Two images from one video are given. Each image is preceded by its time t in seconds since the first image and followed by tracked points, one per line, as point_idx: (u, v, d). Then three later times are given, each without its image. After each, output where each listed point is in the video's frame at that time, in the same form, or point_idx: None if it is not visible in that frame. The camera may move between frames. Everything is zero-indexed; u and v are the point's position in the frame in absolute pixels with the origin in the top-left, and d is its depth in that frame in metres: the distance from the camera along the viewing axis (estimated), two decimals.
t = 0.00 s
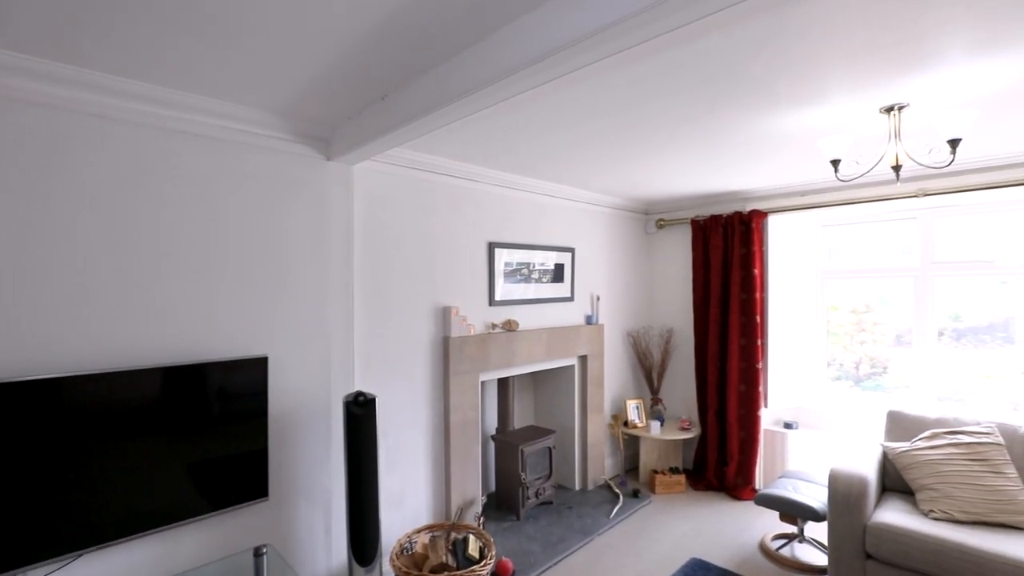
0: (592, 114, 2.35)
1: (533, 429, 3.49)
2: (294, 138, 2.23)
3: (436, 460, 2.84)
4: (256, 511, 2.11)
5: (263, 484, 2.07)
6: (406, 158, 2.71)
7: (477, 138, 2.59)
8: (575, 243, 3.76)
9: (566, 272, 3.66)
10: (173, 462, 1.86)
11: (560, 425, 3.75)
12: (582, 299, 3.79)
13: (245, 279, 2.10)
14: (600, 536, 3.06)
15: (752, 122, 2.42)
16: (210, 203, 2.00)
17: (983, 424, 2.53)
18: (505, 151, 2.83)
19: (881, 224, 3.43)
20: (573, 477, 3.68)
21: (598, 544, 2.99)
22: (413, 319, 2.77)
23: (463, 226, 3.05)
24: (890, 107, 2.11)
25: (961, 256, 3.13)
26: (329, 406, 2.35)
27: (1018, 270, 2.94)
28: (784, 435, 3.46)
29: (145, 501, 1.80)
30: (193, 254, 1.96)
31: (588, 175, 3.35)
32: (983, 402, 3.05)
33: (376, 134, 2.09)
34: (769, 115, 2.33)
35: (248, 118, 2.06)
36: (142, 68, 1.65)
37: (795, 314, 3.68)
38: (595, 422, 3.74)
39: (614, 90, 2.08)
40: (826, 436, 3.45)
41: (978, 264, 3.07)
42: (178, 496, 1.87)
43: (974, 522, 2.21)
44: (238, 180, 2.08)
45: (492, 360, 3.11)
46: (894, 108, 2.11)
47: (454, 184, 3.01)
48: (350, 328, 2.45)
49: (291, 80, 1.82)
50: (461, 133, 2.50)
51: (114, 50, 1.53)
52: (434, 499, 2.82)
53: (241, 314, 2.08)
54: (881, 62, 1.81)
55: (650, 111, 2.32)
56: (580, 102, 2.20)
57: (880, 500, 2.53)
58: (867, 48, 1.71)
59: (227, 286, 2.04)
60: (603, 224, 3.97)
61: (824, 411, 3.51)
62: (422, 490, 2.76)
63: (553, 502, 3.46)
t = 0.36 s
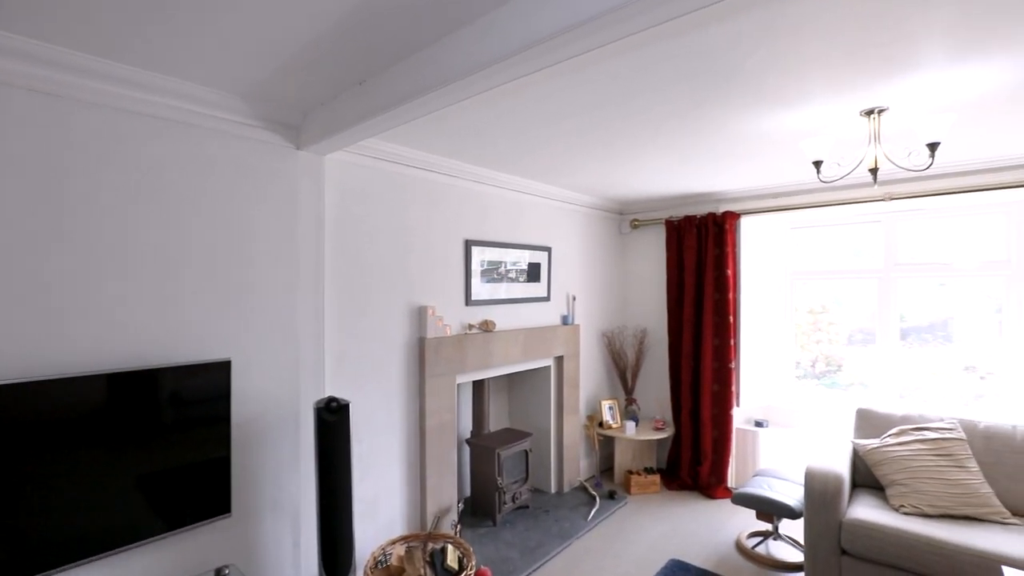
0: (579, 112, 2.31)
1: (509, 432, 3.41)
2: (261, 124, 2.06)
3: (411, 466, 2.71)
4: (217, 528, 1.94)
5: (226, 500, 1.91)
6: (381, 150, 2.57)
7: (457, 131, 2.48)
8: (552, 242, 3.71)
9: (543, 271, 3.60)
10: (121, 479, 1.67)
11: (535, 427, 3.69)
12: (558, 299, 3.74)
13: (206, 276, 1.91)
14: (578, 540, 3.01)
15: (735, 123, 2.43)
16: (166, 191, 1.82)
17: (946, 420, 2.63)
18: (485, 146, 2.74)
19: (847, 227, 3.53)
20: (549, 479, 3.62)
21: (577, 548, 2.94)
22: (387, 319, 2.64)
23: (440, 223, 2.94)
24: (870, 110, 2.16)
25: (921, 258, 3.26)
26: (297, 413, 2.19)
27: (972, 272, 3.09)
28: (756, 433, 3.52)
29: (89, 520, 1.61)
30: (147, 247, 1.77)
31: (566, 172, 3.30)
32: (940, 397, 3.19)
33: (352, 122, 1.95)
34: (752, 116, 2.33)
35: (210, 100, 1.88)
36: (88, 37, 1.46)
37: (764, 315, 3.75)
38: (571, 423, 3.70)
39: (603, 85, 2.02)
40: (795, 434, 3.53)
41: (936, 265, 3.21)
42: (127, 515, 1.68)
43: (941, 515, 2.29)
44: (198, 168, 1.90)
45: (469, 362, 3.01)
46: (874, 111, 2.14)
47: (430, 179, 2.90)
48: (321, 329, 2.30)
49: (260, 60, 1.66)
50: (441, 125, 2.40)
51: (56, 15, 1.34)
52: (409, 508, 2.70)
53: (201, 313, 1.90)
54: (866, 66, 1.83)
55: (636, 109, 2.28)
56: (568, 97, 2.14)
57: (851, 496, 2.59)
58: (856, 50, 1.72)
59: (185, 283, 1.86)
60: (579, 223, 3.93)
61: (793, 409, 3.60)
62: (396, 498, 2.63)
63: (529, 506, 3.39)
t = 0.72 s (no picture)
0: (564, 106, 2.25)
1: (486, 435, 3.31)
2: (224, 108, 1.88)
3: (385, 474, 2.58)
4: (174, 549, 1.76)
5: (184, 519, 1.74)
6: (354, 141, 2.44)
7: (435, 122, 2.37)
8: (528, 240, 3.63)
9: (519, 270, 3.52)
10: (63, 499, 1.49)
11: (511, 428, 3.61)
12: (535, 298, 3.67)
13: (160, 273, 1.73)
14: (558, 544, 2.95)
15: (717, 122, 2.42)
16: (114, 179, 1.63)
17: (913, 414, 2.71)
18: (463, 139, 2.63)
19: (815, 227, 3.62)
20: (526, 483, 3.55)
21: (558, 552, 2.87)
22: (360, 320, 2.50)
23: (415, 218, 2.81)
24: (851, 110, 2.16)
25: (885, 257, 3.37)
26: (264, 421, 2.02)
27: (933, 271, 3.21)
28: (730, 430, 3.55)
29: (29, 546, 1.43)
30: (91, 242, 1.58)
31: (544, 169, 3.23)
32: (903, 392, 3.30)
33: (324, 108, 1.80)
34: (735, 116, 2.32)
35: (166, 79, 1.70)
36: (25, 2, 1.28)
37: (737, 314, 3.80)
38: (548, 424, 3.63)
39: (591, 79, 1.96)
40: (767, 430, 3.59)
41: (899, 264, 3.32)
42: (73, 539, 1.51)
43: (914, 508, 2.35)
44: (151, 154, 1.71)
45: (446, 363, 2.90)
46: (855, 111, 2.15)
47: (406, 173, 2.77)
48: (290, 331, 2.14)
49: (225, 36, 1.51)
50: (419, 116, 2.28)
51: None
52: (384, 518, 2.57)
53: (155, 315, 1.72)
54: (852, 68, 1.84)
55: (620, 105, 2.23)
56: (554, 90, 2.06)
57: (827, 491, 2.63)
58: (845, 52, 1.72)
59: (138, 281, 1.68)
60: (555, 221, 3.88)
61: (765, 406, 3.67)
62: (370, 508, 2.50)
63: (507, 510, 3.31)
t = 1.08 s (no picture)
0: (550, 99, 2.18)
1: (464, 439, 3.21)
2: (183, 89, 1.70)
3: (360, 484, 2.44)
4: None
5: (140, 543, 1.56)
6: (326, 130, 2.29)
7: (415, 112, 2.25)
8: (506, 238, 3.55)
9: (497, 268, 3.43)
10: None
11: (489, 431, 3.51)
12: (513, 298, 3.59)
13: (110, 270, 1.55)
14: (539, 549, 2.87)
15: (702, 119, 2.40)
16: (57, 163, 1.44)
17: (885, 409, 2.78)
18: (443, 131, 2.52)
19: (787, 227, 3.69)
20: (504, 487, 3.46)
21: (540, 558, 2.79)
22: (333, 321, 2.35)
23: (391, 214, 2.68)
24: (834, 109, 2.18)
25: (854, 257, 3.47)
26: (229, 431, 1.86)
27: (899, 270, 3.32)
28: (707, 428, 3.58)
29: None
30: (29, 234, 1.39)
31: (524, 164, 3.16)
32: (871, 387, 3.40)
33: (297, 91, 1.66)
34: (720, 113, 2.31)
35: (118, 54, 1.51)
36: None
37: (713, 312, 3.83)
38: (527, 426, 3.56)
39: (581, 69, 1.89)
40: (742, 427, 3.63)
41: (867, 264, 3.42)
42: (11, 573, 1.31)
43: (890, 502, 2.40)
44: (99, 137, 1.53)
45: (423, 365, 2.78)
46: (838, 110, 2.17)
47: (381, 166, 2.64)
48: (258, 332, 1.98)
49: (187, 7, 1.35)
50: (398, 104, 2.16)
51: None
52: (359, 530, 2.42)
53: (104, 317, 1.54)
54: (840, 67, 1.84)
55: (607, 98, 2.18)
56: (542, 80, 1.99)
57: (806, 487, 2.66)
58: (837, 49, 1.71)
59: (85, 279, 1.50)
60: (533, 219, 3.81)
61: (739, 404, 3.71)
62: (344, 521, 2.35)
63: (485, 516, 3.21)
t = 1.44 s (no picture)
0: (540, 93, 2.11)
1: (443, 444, 3.10)
2: (143, 68, 1.53)
3: (337, 496, 2.30)
4: None
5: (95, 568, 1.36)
6: (300, 119, 2.14)
7: (397, 102, 2.13)
8: (485, 237, 3.46)
9: (477, 267, 3.33)
10: None
11: (468, 436, 3.41)
12: (492, 298, 3.50)
13: (56, 269, 1.37)
14: (523, 556, 2.80)
15: (690, 118, 2.38)
16: None
17: (860, 407, 2.84)
18: (425, 124, 2.41)
19: (762, 228, 3.75)
20: (484, 492, 3.37)
21: (524, 566, 2.72)
22: (307, 323, 2.20)
23: (368, 210, 2.55)
24: (822, 109, 2.19)
25: (827, 258, 3.55)
26: (194, 444, 1.70)
27: (869, 271, 3.42)
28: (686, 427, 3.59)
29: None
30: None
31: (506, 161, 3.07)
32: (842, 385, 3.51)
33: (270, 74, 1.51)
34: (709, 112, 2.29)
35: (69, 26, 1.34)
36: None
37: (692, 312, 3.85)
38: (506, 429, 3.48)
39: (576, 62, 1.83)
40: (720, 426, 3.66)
41: (839, 264, 3.51)
42: None
43: (869, 498, 2.45)
44: (44, 118, 1.35)
45: (403, 369, 2.65)
46: (826, 111, 2.18)
47: (358, 159, 2.50)
48: (226, 337, 1.82)
49: None
50: (380, 93, 2.03)
51: None
52: (335, 545, 2.29)
53: (51, 321, 1.36)
54: (831, 68, 1.85)
55: (599, 94, 2.12)
56: (534, 73, 1.91)
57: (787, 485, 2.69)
58: (832, 50, 1.71)
59: (28, 279, 1.32)
60: (512, 218, 3.73)
61: (717, 403, 3.74)
62: (320, 536, 2.21)
63: (466, 523, 3.11)
